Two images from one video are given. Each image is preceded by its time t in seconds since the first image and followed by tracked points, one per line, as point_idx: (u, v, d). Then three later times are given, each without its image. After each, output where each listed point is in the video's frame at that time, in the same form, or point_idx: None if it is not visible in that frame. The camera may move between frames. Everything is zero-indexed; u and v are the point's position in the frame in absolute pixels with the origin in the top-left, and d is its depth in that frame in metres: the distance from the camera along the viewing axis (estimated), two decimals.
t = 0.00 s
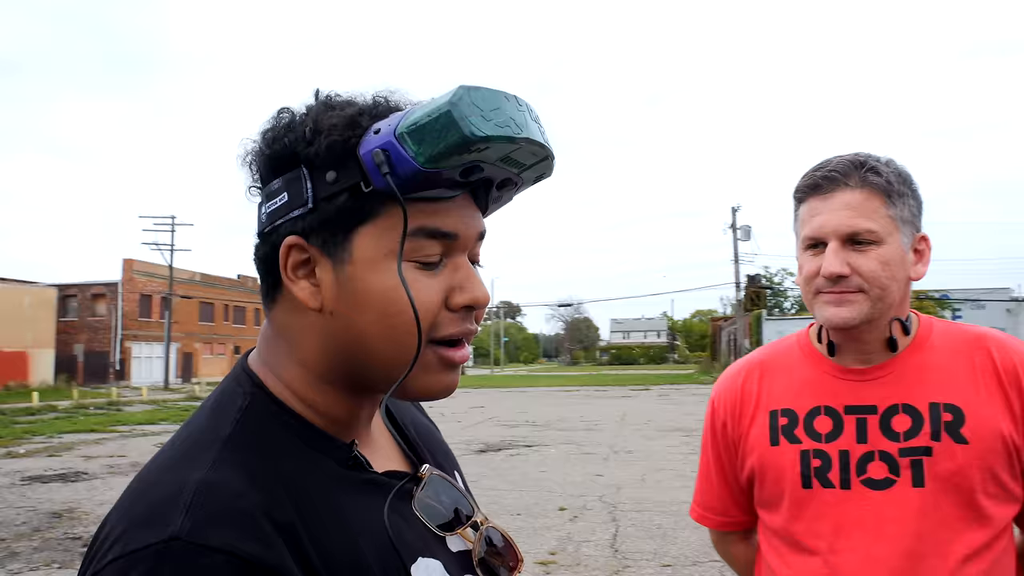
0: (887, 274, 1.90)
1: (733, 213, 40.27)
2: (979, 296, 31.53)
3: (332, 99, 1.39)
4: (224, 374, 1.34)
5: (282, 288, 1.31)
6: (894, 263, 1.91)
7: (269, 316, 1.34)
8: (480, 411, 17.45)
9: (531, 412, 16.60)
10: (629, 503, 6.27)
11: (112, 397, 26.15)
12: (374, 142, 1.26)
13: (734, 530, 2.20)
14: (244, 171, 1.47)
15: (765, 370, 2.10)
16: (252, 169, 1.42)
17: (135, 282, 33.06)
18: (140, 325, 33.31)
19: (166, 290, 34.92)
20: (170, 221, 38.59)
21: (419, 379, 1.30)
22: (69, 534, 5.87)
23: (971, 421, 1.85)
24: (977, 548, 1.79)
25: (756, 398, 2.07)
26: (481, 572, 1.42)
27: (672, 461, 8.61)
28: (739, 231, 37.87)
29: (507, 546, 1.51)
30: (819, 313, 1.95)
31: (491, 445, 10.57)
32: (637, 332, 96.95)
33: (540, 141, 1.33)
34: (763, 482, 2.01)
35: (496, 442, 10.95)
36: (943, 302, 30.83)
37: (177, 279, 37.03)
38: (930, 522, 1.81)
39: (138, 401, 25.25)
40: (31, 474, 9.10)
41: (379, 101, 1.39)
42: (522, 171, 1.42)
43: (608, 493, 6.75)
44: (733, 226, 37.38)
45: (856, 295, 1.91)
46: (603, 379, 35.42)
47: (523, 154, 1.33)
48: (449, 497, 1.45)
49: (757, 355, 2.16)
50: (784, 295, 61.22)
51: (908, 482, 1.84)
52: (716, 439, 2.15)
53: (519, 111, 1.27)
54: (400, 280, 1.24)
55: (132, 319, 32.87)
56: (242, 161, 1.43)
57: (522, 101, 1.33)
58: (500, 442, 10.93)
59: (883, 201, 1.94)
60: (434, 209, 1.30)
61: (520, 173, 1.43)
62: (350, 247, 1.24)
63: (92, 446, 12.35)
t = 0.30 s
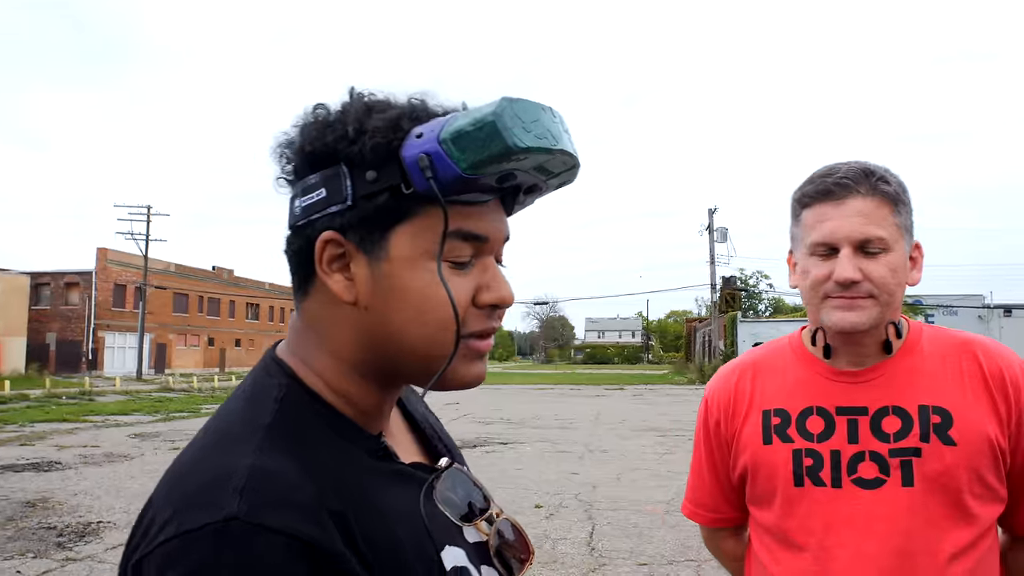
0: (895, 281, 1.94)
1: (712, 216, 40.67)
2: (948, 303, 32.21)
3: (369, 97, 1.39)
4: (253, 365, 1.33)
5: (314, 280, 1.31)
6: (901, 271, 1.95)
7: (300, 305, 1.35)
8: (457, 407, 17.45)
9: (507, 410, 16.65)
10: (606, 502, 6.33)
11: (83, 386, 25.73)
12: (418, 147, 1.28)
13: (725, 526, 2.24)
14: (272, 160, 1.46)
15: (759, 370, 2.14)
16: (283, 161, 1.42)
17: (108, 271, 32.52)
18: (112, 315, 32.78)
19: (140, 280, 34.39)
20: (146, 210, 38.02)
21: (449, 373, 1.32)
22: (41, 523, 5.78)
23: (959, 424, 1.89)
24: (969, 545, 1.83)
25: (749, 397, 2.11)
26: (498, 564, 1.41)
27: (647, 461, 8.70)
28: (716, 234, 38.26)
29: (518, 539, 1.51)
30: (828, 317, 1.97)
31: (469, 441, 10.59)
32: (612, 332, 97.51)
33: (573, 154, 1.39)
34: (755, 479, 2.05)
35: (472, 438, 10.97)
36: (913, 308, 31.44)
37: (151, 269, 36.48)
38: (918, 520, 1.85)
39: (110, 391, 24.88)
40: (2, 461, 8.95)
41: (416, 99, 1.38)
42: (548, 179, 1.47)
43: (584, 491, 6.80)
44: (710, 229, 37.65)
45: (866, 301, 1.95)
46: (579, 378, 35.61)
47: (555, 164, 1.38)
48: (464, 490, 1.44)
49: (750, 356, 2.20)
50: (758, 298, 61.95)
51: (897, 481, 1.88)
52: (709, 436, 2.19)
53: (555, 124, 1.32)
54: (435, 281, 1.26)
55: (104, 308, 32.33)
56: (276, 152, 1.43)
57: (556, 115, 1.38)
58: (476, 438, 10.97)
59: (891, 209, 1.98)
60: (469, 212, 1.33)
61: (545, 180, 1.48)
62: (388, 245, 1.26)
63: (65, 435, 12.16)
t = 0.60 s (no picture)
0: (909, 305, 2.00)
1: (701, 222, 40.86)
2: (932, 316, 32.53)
3: (411, 111, 1.42)
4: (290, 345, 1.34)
5: (348, 275, 1.33)
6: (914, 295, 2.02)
7: (333, 297, 1.37)
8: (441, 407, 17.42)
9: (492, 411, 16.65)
10: (590, 504, 6.33)
11: (66, 377, 25.43)
12: (453, 164, 1.30)
13: (719, 532, 2.24)
14: (316, 160, 1.49)
15: (755, 378, 2.16)
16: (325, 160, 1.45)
17: (94, 262, 32.17)
18: (97, 306, 32.42)
19: (126, 272, 34.05)
20: (133, 201, 37.65)
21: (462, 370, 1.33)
22: (21, 515, 5.70)
23: (951, 431, 1.91)
24: (964, 541, 1.85)
25: (746, 403, 2.13)
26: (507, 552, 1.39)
27: (631, 465, 8.72)
28: (705, 240, 38.44)
29: (523, 532, 1.49)
30: (854, 340, 1.97)
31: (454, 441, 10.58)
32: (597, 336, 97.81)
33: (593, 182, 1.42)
34: (751, 485, 2.06)
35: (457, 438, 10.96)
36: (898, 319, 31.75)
37: (137, 260, 36.13)
38: (912, 524, 1.86)
39: (93, 382, 24.60)
40: None
41: (454, 118, 1.40)
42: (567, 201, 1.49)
43: (569, 493, 6.81)
44: (698, 235, 37.80)
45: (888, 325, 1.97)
46: (564, 380, 35.65)
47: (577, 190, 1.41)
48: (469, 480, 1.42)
49: (747, 363, 2.22)
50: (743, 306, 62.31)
51: (891, 486, 1.90)
52: (705, 442, 2.20)
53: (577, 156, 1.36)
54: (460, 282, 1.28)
55: (89, 299, 31.97)
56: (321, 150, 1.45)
57: (582, 147, 1.42)
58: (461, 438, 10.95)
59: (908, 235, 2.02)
60: (495, 226, 1.35)
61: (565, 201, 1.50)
62: (419, 248, 1.28)
63: (46, 425, 12.01)
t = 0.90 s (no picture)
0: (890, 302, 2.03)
1: (679, 221, 41.06)
2: (906, 314, 33.04)
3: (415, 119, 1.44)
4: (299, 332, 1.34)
5: (352, 270, 1.34)
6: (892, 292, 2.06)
7: (337, 291, 1.38)
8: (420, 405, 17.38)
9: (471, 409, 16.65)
10: (569, 501, 6.37)
11: (37, 376, 25.01)
12: (455, 164, 1.33)
13: (698, 523, 2.29)
14: (323, 166, 1.50)
15: (734, 373, 2.20)
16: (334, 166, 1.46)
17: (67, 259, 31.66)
18: (69, 304, 31.89)
19: (100, 269, 33.52)
20: (107, 197, 37.04)
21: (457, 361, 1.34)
22: None
23: (925, 425, 1.96)
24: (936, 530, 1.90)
25: (726, 398, 2.16)
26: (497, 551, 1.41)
27: (610, 462, 8.77)
28: (683, 239, 38.70)
29: (509, 528, 1.51)
30: (832, 335, 2.01)
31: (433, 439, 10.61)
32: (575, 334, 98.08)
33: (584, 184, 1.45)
34: (730, 477, 2.09)
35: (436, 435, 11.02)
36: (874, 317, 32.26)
37: (110, 257, 35.57)
38: (886, 516, 1.91)
39: (66, 381, 24.24)
40: None
41: (455, 125, 1.43)
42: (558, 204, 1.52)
43: (548, 490, 6.84)
44: (676, 234, 38.03)
45: (867, 321, 2.01)
46: (543, 379, 35.74)
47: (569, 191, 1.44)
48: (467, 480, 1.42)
49: (726, 359, 2.25)
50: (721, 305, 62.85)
51: (867, 479, 1.94)
52: (685, 436, 2.24)
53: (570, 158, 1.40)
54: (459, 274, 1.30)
55: (61, 297, 31.44)
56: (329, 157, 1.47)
57: (573, 151, 1.45)
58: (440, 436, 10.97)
59: (889, 232, 2.05)
60: (493, 224, 1.36)
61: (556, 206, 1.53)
62: (422, 242, 1.29)
63: (18, 424, 11.82)
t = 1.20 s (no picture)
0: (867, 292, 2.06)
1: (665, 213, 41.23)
2: (886, 307, 33.45)
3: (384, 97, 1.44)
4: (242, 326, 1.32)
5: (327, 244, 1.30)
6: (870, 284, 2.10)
7: (301, 272, 1.34)
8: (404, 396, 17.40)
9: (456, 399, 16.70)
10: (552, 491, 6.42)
11: (18, 364, 24.76)
12: (451, 135, 1.37)
13: (675, 510, 2.34)
14: (278, 143, 1.43)
15: (713, 361, 2.24)
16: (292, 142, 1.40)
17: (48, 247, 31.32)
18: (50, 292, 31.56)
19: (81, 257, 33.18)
20: (89, 184, 36.60)
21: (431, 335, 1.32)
22: None
23: (901, 415, 2.00)
24: (908, 521, 1.94)
25: (704, 386, 2.20)
26: (455, 533, 1.43)
27: (593, 452, 8.83)
28: (668, 231, 38.88)
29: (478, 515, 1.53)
30: (811, 326, 2.04)
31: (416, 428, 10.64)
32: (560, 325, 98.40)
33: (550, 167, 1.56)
34: (707, 465, 2.13)
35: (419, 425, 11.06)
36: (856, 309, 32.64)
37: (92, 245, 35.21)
38: (860, 505, 1.95)
39: (47, 370, 24.01)
40: None
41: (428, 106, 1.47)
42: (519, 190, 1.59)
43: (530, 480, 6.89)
44: (660, 226, 38.12)
45: (845, 312, 2.03)
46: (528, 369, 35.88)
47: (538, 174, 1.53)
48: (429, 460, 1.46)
49: (705, 347, 2.30)
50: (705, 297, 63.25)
51: (842, 468, 1.99)
52: (663, 424, 2.28)
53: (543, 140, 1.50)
54: (443, 246, 1.31)
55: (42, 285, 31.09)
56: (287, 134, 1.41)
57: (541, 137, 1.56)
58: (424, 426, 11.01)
59: (868, 222, 2.09)
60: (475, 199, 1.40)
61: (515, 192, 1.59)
62: (411, 215, 1.30)
63: None
